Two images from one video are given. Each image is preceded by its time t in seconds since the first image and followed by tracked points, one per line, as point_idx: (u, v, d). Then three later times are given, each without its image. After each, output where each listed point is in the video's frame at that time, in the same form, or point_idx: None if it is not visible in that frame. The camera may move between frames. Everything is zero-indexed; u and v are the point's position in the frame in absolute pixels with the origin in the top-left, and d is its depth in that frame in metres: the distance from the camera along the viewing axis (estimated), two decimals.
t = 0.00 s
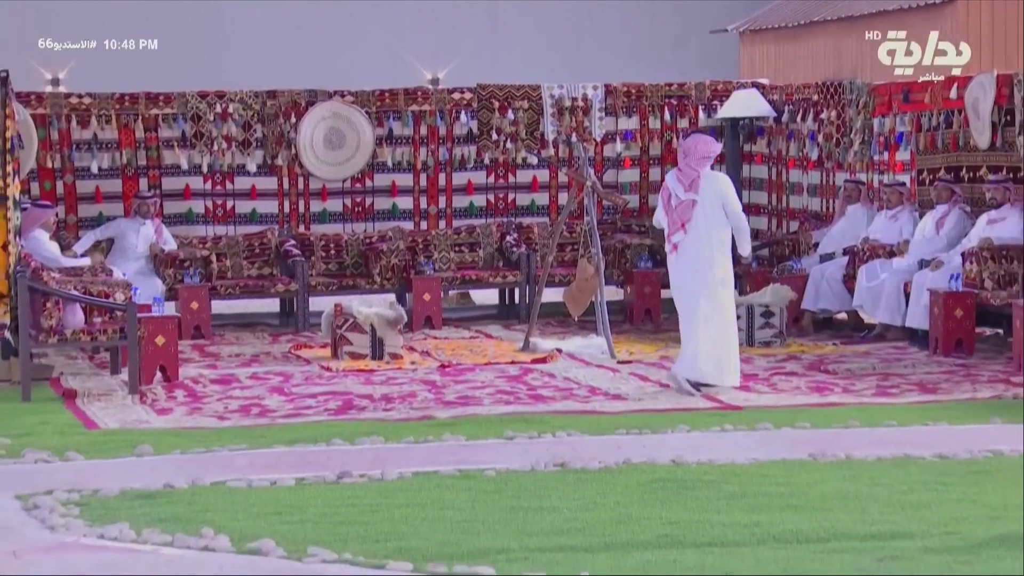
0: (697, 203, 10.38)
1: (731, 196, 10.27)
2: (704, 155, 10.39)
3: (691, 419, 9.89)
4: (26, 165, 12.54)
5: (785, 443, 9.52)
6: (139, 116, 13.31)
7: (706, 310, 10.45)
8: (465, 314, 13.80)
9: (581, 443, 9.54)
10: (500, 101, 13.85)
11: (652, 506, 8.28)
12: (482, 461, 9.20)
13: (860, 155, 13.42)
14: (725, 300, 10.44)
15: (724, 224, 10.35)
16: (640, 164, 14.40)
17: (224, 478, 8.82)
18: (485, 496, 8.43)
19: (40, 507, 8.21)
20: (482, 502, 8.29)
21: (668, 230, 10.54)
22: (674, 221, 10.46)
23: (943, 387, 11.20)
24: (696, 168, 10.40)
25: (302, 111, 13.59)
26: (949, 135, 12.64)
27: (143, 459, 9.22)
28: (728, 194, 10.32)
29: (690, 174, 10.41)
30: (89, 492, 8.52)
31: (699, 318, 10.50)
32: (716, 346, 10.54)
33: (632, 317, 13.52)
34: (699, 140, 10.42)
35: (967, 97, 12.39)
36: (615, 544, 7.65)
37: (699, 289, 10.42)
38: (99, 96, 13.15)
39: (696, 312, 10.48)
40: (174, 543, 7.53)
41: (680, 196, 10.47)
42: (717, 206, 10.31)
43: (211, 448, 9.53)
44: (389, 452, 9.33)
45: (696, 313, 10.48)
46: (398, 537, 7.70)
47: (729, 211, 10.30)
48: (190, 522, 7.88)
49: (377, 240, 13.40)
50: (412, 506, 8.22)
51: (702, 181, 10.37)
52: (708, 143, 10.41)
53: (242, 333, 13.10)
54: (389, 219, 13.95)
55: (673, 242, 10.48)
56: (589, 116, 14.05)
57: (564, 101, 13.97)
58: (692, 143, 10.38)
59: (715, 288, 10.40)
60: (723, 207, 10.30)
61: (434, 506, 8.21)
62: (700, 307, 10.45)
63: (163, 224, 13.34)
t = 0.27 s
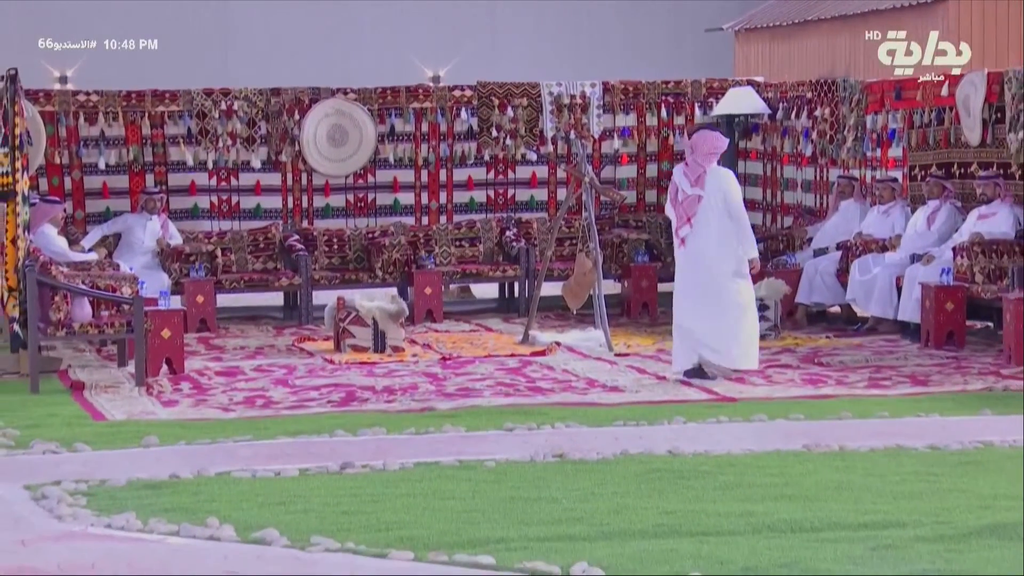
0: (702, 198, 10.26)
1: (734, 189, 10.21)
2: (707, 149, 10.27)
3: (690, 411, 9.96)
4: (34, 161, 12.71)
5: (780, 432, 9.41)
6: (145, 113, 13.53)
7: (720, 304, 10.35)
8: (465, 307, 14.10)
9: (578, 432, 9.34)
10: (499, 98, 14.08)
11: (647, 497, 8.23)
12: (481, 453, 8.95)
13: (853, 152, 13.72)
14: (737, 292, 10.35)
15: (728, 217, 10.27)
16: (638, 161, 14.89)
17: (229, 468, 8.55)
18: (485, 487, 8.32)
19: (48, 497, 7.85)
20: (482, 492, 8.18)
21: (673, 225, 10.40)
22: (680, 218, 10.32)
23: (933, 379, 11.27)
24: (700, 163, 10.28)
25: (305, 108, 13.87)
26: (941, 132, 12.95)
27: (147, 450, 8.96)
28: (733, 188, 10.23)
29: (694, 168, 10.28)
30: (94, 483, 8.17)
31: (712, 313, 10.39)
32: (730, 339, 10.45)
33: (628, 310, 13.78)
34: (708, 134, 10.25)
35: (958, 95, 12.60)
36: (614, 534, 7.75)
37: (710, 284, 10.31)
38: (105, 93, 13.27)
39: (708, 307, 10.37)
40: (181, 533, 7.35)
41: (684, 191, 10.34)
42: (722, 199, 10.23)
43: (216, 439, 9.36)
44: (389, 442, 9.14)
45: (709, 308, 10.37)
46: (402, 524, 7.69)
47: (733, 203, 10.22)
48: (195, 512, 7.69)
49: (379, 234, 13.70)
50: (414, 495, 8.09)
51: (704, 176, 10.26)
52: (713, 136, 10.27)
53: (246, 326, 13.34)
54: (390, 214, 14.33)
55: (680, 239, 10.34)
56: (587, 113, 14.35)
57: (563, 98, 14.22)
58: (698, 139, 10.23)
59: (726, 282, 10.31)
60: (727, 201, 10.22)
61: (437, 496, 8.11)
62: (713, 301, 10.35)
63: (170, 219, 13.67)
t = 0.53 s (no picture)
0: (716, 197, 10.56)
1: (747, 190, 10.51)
2: (722, 150, 10.55)
3: (685, 405, 10.06)
4: (39, 158, 12.88)
5: (773, 429, 9.32)
6: (148, 111, 13.74)
7: (729, 300, 10.70)
8: (464, 303, 14.28)
9: (575, 426, 9.55)
10: (498, 96, 14.27)
11: (645, 490, 7.85)
12: (482, 447, 8.98)
13: (848, 150, 13.86)
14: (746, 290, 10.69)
15: (739, 217, 10.57)
16: (635, 158, 14.99)
17: (231, 461, 8.61)
18: (483, 479, 8.12)
19: (52, 490, 7.82)
20: (481, 487, 7.93)
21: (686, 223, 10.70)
22: (693, 216, 10.61)
23: (928, 374, 11.10)
24: (714, 163, 10.57)
25: (306, 106, 14.04)
26: (935, 130, 13.09)
27: (151, 443, 9.13)
28: (746, 189, 10.54)
29: (708, 169, 10.58)
30: (98, 476, 8.23)
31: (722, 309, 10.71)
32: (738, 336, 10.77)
33: (625, 306, 13.94)
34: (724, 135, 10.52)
35: (951, 93, 12.74)
36: (612, 526, 7.22)
37: (721, 281, 10.65)
38: (110, 92, 13.47)
39: (718, 303, 10.70)
40: (183, 526, 7.13)
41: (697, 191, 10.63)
42: (734, 199, 10.53)
43: (219, 432, 9.57)
44: (390, 435, 9.35)
45: (718, 304, 10.70)
46: (402, 520, 7.29)
47: (745, 204, 10.52)
48: (196, 506, 7.56)
49: (380, 231, 13.89)
50: (416, 489, 7.88)
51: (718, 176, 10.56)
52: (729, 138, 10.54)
53: (247, 322, 13.49)
54: (390, 211, 14.49)
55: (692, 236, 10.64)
56: (585, 112, 14.50)
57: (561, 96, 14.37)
58: (714, 141, 10.50)
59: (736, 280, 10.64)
60: (739, 201, 10.52)
61: (435, 490, 7.87)
62: (723, 298, 10.69)
63: (172, 216, 13.84)
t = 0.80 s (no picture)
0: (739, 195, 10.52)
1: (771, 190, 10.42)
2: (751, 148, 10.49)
3: (683, 404, 10.06)
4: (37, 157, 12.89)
5: (772, 429, 9.29)
6: (146, 111, 13.81)
7: (743, 300, 10.63)
8: (462, 303, 14.29)
9: (572, 425, 9.55)
10: (496, 95, 14.35)
11: (643, 489, 7.85)
12: (480, 446, 8.98)
13: (846, 149, 13.92)
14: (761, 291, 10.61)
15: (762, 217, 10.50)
16: (633, 157, 15.00)
17: (230, 461, 8.60)
18: (481, 479, 8.12)
19: (50, 489, 7.82)
20: (479, 485, 7.95)
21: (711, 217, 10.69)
22: (716, 210, 10.60)
23: (926, 373, 11.06)
24: (742, 160, 10.53)
25: (305, 105, 14.12)
26: (932, 129, 13.07)
27: (150, 442, 9.14)
28: (770, 189, 10.45)
29: (735, 165, 10.53)
30: (96, 475, 8.25)
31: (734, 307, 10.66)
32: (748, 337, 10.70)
33: (624, 305, 13.96)
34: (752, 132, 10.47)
35: (949, 92, 12.79)
36: (609, 525, 7.22)
37: (737, 279, 10.60)
38: (108, 91, 13.62)
39: (732, 301, 10.66)
40: (182, 525, 7.14)
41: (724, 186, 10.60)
42: (757, 199, 10.46)
43: (217, 432, 9.55)
44: (388, 434, 9.34)
45: (732, 301, 10.66)
46: (401, 518, 7.31)
47: (769, 205, 10.44)
48: (195, 504, 7.58)
49: (378, 230, 13.94)
50: (415, 488, 7.89)
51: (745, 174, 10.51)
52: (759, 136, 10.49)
53: (245, 321, 13.49)
54: (389, 210, 14.50)
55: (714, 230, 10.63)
56: (583, 111, 14.60)
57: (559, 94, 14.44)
58: (741, 138, 10.44)
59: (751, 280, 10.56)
60: (763, 201, 10.44)
61: (434, 489, 7.88)
62: (737, 295, 10.64)
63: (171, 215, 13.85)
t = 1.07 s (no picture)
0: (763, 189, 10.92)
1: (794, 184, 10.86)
2: (772, 144, 10.93)
3: (680, 404, 10.06)
4: (35, 157, 12.88)
5: (770, 429, 9.27)
6: (145, 111, 13.83)
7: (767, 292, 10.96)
8: (460, 303, 14.29)
9: (570, 425, 9.54)
10: (494, 95, 14.41)
11: (641, 489, 7.84)
12: (478, 446, 8.97)
13: (844, 149, 13.94)
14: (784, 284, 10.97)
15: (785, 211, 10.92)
16: (630, 157, 15.00)
17: (228, 461, 8.59)
18: (479, 479, 8.11)
19: (48, 489, 7.81)
20: (477, 485, 7.95)
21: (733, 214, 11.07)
22: (740, 206, 10.99)
23: (923, 373, 11.05)
24: (765, 157, 10.96)
25: (304, 105, 14.15)
26: (930, 129, 13.09)
27: (149, 442, 9.14)
28: (793, 183, 10.90)
29: (758, 162, 10.96)
30: (94, 475, 8.24)
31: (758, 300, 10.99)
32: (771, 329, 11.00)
33: (622, 305, 13.95)
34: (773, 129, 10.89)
35: (946, 92, 12.82)
36: (607, 525, 7.21)
37: (761, 272, 10.95)
38: (106, 91, 13.65)
39: (756, 294, 10.99)
40: (180, 525, 7.13)
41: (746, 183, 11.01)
42: (781, 193, 10.89)
43: (214, 432, 9.54)
44: (386, 434, 9.34)
45: (756, 294, 10.99)
46: (400, 518, 7.30)
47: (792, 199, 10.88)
48: (194, 505, 7.58)
49: (376, 230, 13.97)
50: (413, 488, 7.89)
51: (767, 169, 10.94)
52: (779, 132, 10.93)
53: (243, 322, 13.47)
54: (387, 210, 14.50)
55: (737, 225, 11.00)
56: (582, 112, 14.69)
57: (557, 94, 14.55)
58: (764, 134, 10.88)
59: (776, 272, 10.93)
60: (786, 195, 10.88)
61: (433, 489, 7.87)
62: (761, 288, 10.97)
63: (169, 214, 13.83)
